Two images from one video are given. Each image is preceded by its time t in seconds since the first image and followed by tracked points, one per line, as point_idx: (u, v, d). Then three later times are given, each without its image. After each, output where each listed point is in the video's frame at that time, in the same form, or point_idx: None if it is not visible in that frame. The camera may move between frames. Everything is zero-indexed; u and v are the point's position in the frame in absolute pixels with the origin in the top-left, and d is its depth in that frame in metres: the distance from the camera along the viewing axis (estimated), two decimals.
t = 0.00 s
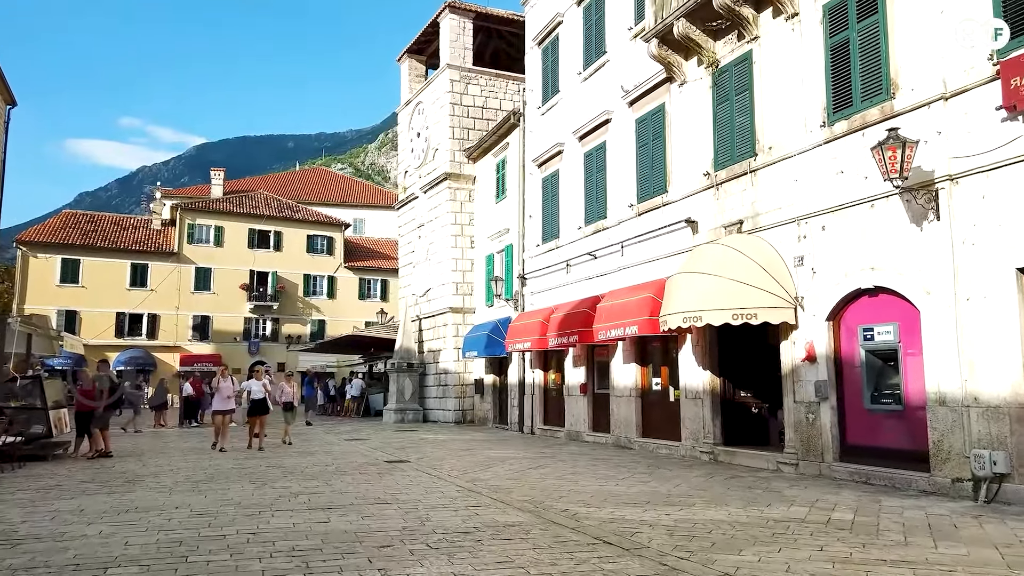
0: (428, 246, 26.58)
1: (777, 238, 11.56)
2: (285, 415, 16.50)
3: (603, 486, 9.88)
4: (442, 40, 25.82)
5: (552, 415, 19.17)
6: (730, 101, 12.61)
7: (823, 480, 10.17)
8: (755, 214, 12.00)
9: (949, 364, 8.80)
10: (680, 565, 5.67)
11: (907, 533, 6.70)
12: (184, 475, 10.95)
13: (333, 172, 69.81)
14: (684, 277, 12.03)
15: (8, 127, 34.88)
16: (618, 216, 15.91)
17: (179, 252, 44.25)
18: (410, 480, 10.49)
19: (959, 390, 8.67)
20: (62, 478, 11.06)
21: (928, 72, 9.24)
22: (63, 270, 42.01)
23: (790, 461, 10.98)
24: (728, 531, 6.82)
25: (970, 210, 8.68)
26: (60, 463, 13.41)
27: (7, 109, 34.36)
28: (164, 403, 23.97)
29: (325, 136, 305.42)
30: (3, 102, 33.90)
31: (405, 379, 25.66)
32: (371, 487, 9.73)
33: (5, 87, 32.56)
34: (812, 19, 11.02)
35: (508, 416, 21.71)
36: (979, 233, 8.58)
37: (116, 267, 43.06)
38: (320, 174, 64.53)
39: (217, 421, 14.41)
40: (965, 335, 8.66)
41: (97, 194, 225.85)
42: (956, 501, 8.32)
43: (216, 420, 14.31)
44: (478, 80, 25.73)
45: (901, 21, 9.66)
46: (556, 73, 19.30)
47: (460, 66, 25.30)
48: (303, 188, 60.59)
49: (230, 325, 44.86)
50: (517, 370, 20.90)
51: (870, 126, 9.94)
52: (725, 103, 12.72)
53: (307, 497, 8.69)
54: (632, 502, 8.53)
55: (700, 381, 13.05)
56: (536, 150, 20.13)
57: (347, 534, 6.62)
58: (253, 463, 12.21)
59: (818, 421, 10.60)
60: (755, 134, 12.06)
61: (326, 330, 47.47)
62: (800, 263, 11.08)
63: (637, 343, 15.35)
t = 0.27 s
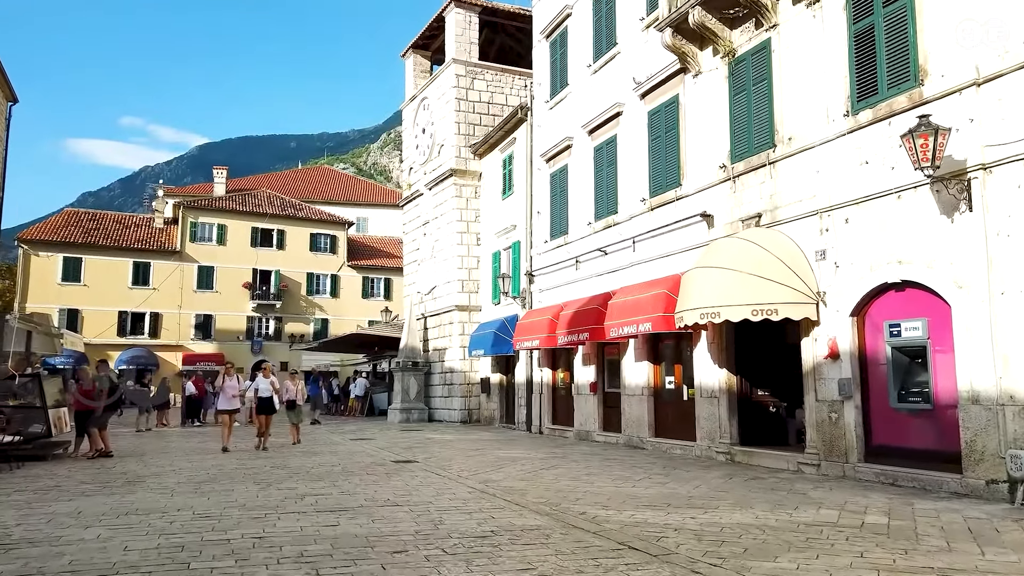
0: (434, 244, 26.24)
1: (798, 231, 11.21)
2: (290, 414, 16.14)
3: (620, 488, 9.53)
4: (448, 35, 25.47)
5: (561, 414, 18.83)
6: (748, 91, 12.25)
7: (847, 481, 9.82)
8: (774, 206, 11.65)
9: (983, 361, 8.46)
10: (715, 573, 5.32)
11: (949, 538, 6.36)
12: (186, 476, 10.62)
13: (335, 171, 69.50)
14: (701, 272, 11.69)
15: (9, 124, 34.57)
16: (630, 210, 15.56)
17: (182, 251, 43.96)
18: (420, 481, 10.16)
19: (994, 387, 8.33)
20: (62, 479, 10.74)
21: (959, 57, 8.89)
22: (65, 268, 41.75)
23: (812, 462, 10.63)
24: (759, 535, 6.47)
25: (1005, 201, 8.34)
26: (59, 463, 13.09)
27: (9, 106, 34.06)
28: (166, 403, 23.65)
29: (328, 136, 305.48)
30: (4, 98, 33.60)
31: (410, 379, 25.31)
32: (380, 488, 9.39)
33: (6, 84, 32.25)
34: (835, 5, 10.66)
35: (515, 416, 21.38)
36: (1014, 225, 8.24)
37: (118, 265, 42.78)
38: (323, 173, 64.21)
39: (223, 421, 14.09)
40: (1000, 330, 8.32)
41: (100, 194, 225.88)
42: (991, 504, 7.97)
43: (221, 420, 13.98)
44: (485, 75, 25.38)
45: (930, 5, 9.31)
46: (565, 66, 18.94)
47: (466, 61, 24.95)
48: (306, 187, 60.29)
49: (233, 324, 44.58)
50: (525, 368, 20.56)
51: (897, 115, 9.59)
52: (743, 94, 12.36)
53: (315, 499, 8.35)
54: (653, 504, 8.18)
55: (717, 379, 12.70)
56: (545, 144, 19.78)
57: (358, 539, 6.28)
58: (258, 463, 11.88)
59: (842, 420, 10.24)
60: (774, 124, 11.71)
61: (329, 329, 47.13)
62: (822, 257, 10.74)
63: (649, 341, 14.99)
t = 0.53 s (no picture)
0: (438, 241, 25.89)
1: (818, 227, 10.85)
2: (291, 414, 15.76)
3: (636, 493, 9.19)
4: (452, 30, 25.11)
5: (568, 415, 18.49)
6: (765, 83, 11.88)
7: (872, 486, 9.47)
8: (792, 201, 11.29)
9: (1017, 360, 8.11)
10: None
11: (992, 550, 6.01)
12: (186, 480, 10.29)
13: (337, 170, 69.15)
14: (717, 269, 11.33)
15: (9, 121, 34.26)
16: (641, 206, 15.20)
17: (183, 249, 43.65)
18: (428, 485, 9.82)
19: None
20: (59, 482, 10.41)
21: (992, 44, 8.54)
22: (66, 267, 41.45)
23: (834, 465, 10.28)
24: (791, 546, 6.12)
25: None
26: (56, 466, 12.75)
27: (9, 104, 33.71)
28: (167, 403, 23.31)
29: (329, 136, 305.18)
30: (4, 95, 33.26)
31: (414, 378, 25.01)
32: (388, 493, 9.05)
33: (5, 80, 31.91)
34: None
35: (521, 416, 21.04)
36: None
37: (119, 264, 42.47)
38: (325, 171, 63.89)
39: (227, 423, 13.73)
40: None
41: (102, 193, 225.79)
42: None
43: (225, 422, 13.61)
44: (490, 71, 25.01)
45: None
46: (573, 60, 18.58)
47: (471, 56, 24.59)
48: (308, 185, 59.95)
49: (235, 323, 44.28)
50: (531, 368, 20.22)
51: (924, 105, 9.23)
52: (759, 85, 12.01)
53: (320, 505, 8.01)
54: (673, 511, 7.84)
55: (732, 379, 12.34)
56: (552, 140, 19.42)
57: (367, 550, 5.93)
58: (260, 466, 11.55)
59: (865, 423, 9.89)
60: (792, 117, 11.35)
61: (332, 328, 46.81)
62: (844, 253, 10.38)
63: (661, 340, 14.63)
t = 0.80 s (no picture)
0: (439, 238, 25.57)
1: (833, 220, 10.54)
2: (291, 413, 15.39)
3: (649, 494, 8.88)
4: (454, 24, 24.77)
5: (572, 414, 18.18)
6: (778, 73, 11.57)
7: (891, 487, 9.17)
8: (806, 194, 10.98)
9: None
10: None
11: None
12: (183, 480, 9.97)
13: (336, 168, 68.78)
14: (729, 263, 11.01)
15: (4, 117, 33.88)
16: (648, 201, 14.89)
17: (181, 247, 43.29)
18: (433, 487, 9.52)
19: None
20: (51, 483, 10.08)
21: (1018, 28, 8.23)
22: (62, 265, 41.07)
23: (850, 465, 9.97)
24: (819, 551, 5.82)
25: None
26: (50, 466, 12.42)
27: (4, 99, 33.33)
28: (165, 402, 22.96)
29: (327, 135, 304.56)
30: None
31: (415, 377, 24.69)
32: (392, 494, 8.74)
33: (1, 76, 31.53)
34: None
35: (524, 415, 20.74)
36: None
37: (116, 262, 42.11)
38: (324, 169, 63.53)
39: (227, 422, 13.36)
40: None
41: (99, 192, 225.16)
42: None
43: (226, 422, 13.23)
44: (491, 65, 24.68)
45: None
46: (577, 53, 18.26)
47: (472, 50, 24.26)
48: (306, 183, 59.59)
49: (233, 321, 43.93)
50: (534, 366, 19.91)
51: (946, 93, 8.93)
52: (772, 75, 11.69)
53: (321, 508, 7.69)
54: (690, 513, 7.53)
55: (744, 377, 12.03)
56: (555, 134, 19.10)
57: (373, 556, 5.62)
58: (258, 467, 11.24)
59: (884, 422, 9.58)
60: (806, 107, 11.04)
61: (331, 326, 46.45)
62: (861, 247, 10.08)
63: (669, 337, 14.32)
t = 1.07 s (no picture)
0: (442, 237, 25.17)
1: (856, 216, 10.16)
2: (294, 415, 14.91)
3: (668, 502, 8.50)
4: (456, 19, 24.37)
5: (579, 415, 17.80)
6: (796, 63, 11.18)
7: (920, 494, 8.80)
8: (827, 188, 10.60)
9: None
10: None
11: None
12: (181, 487, 9.58)
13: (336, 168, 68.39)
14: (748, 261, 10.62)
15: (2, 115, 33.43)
16: (658, 197, 14.50)
17: (180, 246, 42.88)
18: (442, 494, 9.13)
19: None
20: (44, 490, 9.69)
21: None
22: (60, 264, 40.66)
23: (876, 471, 9.64)
24: (860, 568, 5.44)
25: None
26: (44, 470, 12.04)
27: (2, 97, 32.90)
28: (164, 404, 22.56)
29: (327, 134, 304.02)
30: None
31: (418, 377, 24.30)
32: (400, 502, 8.35)
33: None
34: None
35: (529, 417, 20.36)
36: None
37: (115, 262, 41.70)
38: (324, 168, 63.11)
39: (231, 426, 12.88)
40: None
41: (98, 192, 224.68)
42: None
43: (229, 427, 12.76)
44: (495, 61, 24.29)
45: None
46: (584, 47, 17.86)
47: (475, 46, 23.86)
48: (307, 182, 59.15)
49: (233, 321, 43.55)
50: (540, 367, 19.51)
51: (978, 82, 8.54)
52: (790, 66, 11.30)
53: (326, 519, 7.31)
54: (714, 524, 7.16)
55: (761, 379, 11.65)
56: (562, 130, 18.71)
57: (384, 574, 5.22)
58: (259, 473, 10.84)
59: (911, 426, 9.21)
60: (827, 98, 10.65)
61: (331, 326, 46.07)
62: (886, 244, 9.70)
63: (681, 338, 13.93)
